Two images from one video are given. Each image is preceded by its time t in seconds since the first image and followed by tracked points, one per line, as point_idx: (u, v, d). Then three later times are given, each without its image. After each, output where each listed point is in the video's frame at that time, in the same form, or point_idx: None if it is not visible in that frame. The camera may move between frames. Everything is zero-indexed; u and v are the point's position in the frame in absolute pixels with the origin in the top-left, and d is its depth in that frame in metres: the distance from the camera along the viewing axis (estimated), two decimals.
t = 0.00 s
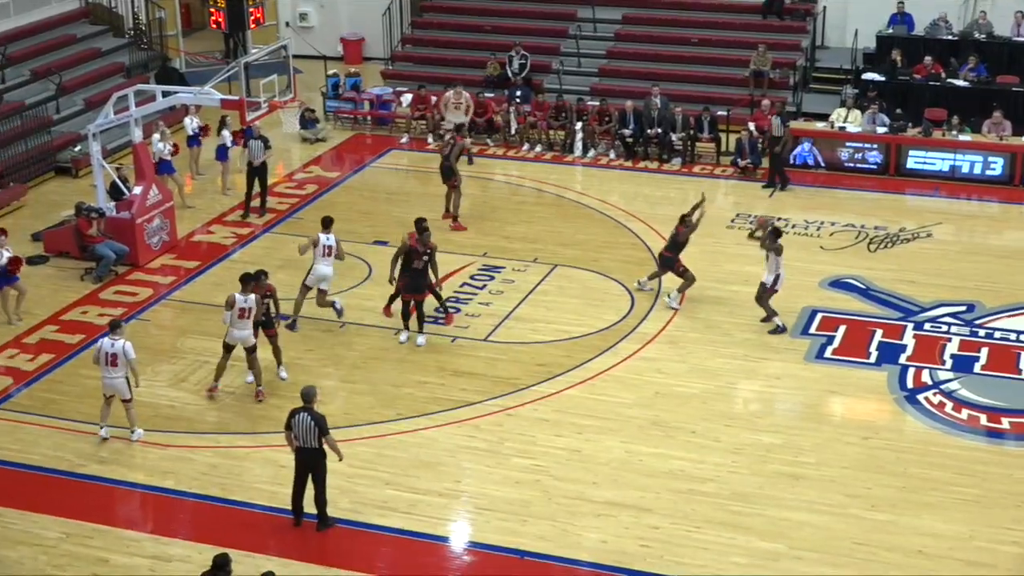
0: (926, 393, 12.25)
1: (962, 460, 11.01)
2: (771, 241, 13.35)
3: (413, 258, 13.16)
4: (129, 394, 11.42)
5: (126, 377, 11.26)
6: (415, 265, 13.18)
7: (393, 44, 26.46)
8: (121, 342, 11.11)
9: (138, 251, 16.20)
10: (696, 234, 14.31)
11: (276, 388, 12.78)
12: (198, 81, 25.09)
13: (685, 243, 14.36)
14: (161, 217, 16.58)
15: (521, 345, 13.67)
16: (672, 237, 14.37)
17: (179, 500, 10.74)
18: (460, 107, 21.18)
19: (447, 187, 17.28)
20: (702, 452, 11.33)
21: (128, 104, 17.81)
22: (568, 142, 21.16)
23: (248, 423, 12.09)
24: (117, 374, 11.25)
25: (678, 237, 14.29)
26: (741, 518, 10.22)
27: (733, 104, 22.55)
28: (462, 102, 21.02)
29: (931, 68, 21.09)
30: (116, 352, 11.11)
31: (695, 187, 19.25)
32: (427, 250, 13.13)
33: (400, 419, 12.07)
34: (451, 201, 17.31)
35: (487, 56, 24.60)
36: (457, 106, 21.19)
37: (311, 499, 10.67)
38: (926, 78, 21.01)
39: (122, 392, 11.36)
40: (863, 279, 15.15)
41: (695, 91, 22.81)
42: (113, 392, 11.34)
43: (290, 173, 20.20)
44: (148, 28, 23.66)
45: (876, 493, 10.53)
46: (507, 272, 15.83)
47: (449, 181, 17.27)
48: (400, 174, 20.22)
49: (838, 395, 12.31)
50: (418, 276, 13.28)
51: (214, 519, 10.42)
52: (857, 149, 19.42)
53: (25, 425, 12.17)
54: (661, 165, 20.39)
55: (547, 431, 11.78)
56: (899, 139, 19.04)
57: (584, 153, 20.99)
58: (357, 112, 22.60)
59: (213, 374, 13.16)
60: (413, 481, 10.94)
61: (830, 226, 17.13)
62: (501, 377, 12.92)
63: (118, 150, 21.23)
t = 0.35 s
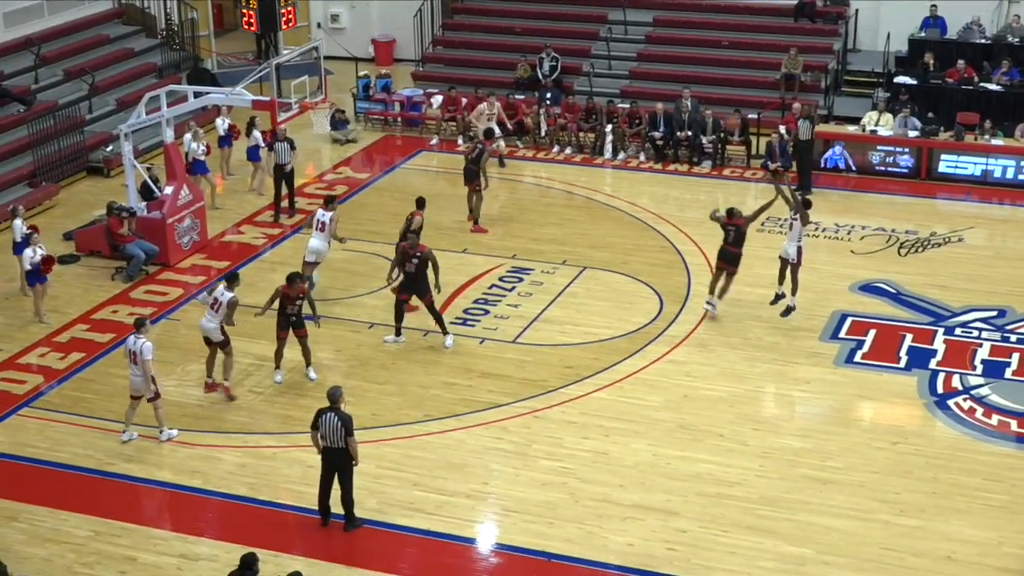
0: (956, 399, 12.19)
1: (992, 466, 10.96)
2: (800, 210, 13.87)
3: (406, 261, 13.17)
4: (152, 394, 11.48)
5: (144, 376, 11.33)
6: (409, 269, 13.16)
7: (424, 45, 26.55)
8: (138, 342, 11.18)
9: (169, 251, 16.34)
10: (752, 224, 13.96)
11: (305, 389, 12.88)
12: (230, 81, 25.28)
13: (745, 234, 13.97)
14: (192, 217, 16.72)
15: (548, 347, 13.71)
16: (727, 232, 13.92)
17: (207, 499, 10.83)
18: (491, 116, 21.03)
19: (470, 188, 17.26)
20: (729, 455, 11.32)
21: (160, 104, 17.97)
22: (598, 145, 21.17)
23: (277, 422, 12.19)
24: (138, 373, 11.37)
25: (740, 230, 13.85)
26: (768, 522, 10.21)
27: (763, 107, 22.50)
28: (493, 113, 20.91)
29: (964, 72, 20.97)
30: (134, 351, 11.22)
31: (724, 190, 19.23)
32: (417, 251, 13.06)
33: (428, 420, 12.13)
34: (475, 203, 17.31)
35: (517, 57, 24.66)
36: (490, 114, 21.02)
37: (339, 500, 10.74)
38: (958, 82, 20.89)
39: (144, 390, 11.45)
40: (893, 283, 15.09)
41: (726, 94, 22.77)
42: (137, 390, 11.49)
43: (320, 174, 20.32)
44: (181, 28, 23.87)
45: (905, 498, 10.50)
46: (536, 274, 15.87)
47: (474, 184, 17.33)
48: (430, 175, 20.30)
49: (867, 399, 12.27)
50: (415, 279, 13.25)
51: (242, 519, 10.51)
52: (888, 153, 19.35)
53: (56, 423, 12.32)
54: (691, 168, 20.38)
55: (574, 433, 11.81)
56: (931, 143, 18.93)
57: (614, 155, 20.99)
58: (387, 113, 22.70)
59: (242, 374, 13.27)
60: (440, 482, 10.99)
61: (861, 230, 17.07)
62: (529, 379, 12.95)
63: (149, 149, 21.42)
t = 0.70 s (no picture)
0: (989, 422, 12.07)
1: None
2: (828, 268, 13.29)
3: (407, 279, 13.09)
4: (193, 416, 11.53)
5: (186, 398, 11.40)
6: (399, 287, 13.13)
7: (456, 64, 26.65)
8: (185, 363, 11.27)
9: (200, 267, 16.46)
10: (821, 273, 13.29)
11: (333, 406, 12.92)
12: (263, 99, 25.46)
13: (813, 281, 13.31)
14: (224, 233, 16.84)
15: (579, 367, 13.69)
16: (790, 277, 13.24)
17: (236, 516, 10.88)
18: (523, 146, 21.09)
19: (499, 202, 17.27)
20: (760, 477, 11.25)
21: (194, 121, 18.12)
22: (629, 164, 21.15)
23: (306, 440, 12.23)
24: (181, 393, 11.44)
25: (794, 277, 13.23)
26: (799, 545, 10.13)
27: (796, 127, 22.43)
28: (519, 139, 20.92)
29: (998, 93, 20.82)
30: (180, 370, 11.33)
31: (757, 210, 19.17)
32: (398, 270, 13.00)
33: (457, 439, 12.13)
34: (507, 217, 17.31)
35: (549, 76, 24.71)
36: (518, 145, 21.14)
37: (368, 518, 10.74)
38: (993, 103, 20.75)
39: (186, 412, 11.51)
40: (926, 305, 14.98)
41: (758, 114, 22.71)
42: (180, 411, 11.56)
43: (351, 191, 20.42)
44: (214, 45, 24.10)
45: (938, 523, 10.40)
46: (566, 293, 15.88)
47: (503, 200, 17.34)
48: (460, 193, 20.35)
49: (900, 422, 12.17)
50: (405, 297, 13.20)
51: (272, 536, 10.55)
52: (921, 174, 19.23)
53: (87, 438, 12.41)
54: (723, 188, 20.34)
55: (604, 453, 11.78)
56: (964, 165, 18.82)
57: (645, 174, 20.97)
58: (419, 131, 22.80)
59: (272, 391, 13.32)
60: (469, 502, 10.98)
61: (893, 252, 16.97)
62: (558, 399, 12.94)
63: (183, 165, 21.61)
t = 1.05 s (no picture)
0: None
1: None
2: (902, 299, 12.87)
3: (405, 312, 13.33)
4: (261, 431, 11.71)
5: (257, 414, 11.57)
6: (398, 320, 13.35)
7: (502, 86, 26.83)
8: (260, 380, 11.44)
9: (246, 285, 16.70)
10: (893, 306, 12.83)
11: (376, 425, 13.06)
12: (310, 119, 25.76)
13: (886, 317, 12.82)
14: (269, 251, 17.08)
15: (622, 389, 13.73)
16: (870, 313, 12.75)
17: (278, 533, 11.03)
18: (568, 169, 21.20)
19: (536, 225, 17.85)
20: (802, 502, 11.24)
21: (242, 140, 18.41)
22: (673, 187, 21.18)
23: (350, 458, 12.36)
24: (251, 410, 11.57)
25: (874, 313, 12.77)
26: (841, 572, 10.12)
27: (842, 151, 22.39)
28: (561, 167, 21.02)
29: None
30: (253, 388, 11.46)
31: (801, 234, 19.15)
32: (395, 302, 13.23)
33: (498, 460, 12.21)
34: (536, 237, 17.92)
35: (595, 98, 24.83)
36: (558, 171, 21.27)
37: (409, 537, 10.85)
38: None
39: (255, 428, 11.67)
40: (972, 332, 14.90)
41: (804, 138, 22.69)
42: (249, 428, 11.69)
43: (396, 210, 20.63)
44: (262, 65, 24.47)
45: (983, 551, 10.34)
46: (609, 315, 15.94)
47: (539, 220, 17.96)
48: (504, 214, 20.50)
49: (945, 449, 12.11)
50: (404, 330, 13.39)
51: (314, 553, 10.67)
52: (969, 200, 19.13)
53: (132, 453, 12.62)
54: (768, 212, 20.32)
55: (646, 476, 11.81)
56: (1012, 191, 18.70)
57: (690, 198, 20.99)
58: (464, 152, 22.97)
59: (316, 409, 13.48)
60: (511, 523, 11.05)
61: (939, 277, 16.89)
62: (601, 421, 12.99)
63: (229, 184, 21.93)
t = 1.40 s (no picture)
0: None
1: None
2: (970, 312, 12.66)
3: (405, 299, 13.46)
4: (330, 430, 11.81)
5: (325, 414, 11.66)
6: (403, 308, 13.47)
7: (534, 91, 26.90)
8: (329, 380, 11.50)
9: (277, 288, 16.85)
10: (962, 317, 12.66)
11: (406, 428, 13.15)
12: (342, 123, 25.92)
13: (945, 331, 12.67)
14: (301, 254, 17.23)
15: (652, 395, 13.75)
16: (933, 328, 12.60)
17: (307, 535, 11.14)
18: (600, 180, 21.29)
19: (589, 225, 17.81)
20: (832, 509, 11.24)
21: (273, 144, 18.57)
22: (705, 192, 21.19)
23: (379, 461, 12.46)
24: (321, 409, 11.68)
25: (937, 326, 12.63)
26: None
27: (874, 157, 22.34)
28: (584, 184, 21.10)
29: None
30: (323, 388, 11.54)
31: (833, 240, 19.11)
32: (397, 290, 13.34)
33: (527, 464, 12.27)
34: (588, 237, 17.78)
35: (627, 103, 24.86)
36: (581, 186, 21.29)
37: (437, 541, 10.93)
38: None
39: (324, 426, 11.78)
40: (1006, 339, 14.82)
41: (836, 144, 22.67)
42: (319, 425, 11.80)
43: (427, 215, 20.75)
44: (294, 69, 24.68)
45: (1015, 560, 10.31)
46: (639, 320, 15.98)
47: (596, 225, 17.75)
48: (534, 219, 20.58)
49: (977, 457, 12.08)
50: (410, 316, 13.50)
51: (342, 556, 10.77)
52: (1003, 207, 19.05)
53: (163, 455, 12.77)
54: (799, 218, 20.30)
55: (675, 482, 11.84)
56: None
57: (721, 203, 20.97)
58: (496, 156, 23.06)
59: (346, 412, 13.58)
60: (539, 527, 11.11)
61: (972, 284, 16.81)
62: (630, 425, 13.03)
63: (261, 187, 22.13)
